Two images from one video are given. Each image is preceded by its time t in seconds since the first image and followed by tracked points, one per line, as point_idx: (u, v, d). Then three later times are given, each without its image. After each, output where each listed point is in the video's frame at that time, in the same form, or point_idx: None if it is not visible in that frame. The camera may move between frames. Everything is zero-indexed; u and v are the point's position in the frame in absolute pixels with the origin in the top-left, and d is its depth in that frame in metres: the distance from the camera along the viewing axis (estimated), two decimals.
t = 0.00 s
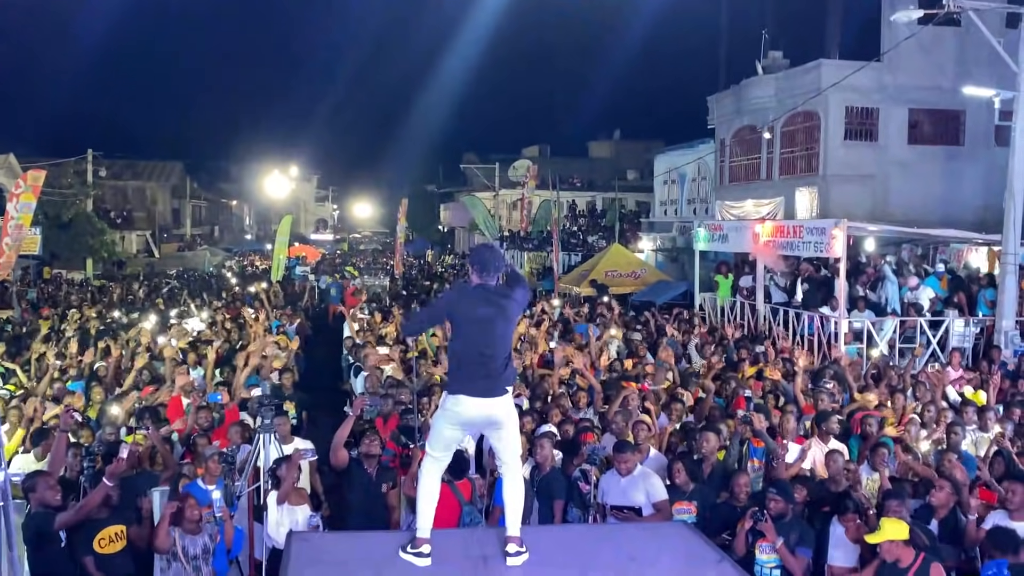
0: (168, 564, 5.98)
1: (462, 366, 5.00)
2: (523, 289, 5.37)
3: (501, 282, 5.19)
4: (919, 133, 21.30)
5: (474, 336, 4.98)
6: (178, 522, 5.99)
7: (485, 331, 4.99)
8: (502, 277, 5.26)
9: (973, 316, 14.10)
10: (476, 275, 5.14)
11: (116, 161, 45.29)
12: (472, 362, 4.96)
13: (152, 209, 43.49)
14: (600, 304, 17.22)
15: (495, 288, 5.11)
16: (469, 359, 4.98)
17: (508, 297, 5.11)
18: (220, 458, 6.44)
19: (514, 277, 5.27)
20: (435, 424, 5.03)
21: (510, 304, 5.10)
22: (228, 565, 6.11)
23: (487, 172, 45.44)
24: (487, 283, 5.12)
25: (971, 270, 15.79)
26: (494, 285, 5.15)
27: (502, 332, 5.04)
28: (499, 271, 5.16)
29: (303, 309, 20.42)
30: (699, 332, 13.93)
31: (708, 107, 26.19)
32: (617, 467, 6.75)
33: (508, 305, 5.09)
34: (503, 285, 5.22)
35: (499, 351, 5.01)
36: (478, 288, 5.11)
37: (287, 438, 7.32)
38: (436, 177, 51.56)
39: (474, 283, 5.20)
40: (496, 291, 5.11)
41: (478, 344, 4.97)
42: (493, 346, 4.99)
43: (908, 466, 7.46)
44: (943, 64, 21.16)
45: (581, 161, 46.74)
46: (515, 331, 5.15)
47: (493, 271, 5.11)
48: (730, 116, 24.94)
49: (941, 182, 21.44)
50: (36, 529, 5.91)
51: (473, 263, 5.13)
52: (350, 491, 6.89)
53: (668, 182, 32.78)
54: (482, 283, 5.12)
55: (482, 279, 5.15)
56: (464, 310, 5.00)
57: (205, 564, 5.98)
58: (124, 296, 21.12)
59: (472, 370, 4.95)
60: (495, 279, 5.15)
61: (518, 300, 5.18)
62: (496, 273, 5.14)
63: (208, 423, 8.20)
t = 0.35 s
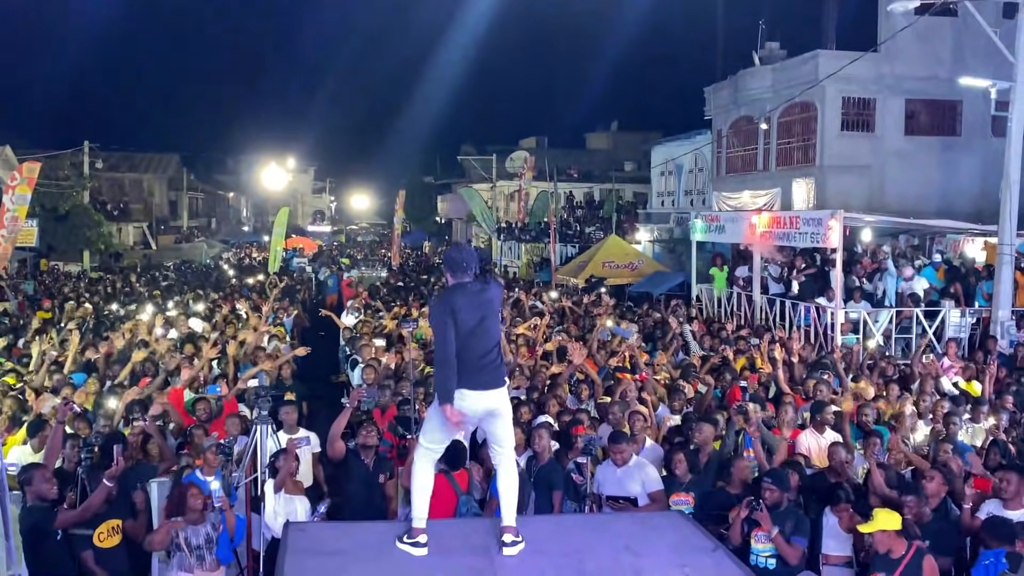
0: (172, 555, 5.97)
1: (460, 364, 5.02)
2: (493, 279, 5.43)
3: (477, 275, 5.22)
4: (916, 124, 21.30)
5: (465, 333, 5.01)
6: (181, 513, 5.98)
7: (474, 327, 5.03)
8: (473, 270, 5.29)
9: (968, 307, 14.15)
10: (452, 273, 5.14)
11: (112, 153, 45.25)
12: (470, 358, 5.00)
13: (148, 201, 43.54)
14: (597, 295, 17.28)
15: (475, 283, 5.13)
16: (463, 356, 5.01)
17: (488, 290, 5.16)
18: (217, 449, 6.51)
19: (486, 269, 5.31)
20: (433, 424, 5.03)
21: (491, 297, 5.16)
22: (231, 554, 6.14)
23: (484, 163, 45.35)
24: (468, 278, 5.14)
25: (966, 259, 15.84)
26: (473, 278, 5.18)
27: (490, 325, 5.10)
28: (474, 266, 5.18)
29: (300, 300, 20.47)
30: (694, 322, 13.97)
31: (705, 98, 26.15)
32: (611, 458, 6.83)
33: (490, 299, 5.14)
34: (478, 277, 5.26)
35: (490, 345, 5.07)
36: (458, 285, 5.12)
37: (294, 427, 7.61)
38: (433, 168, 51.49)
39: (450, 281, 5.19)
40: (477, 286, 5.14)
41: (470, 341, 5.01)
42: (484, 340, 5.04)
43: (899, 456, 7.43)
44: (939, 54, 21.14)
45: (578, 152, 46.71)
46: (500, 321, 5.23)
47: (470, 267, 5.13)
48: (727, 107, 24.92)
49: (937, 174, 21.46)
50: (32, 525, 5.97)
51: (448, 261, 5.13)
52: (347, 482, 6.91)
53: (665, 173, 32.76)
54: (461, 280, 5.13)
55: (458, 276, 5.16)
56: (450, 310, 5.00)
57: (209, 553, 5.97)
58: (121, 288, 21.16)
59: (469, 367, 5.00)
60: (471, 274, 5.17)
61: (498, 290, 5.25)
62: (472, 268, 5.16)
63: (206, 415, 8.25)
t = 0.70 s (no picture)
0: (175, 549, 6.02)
1: (457, 362, 5.12)
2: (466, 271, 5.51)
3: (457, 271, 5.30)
4: (916, 119, 21.29)
5: (457, 332, 5.11)
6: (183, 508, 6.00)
7: (465, 325, 5.13)
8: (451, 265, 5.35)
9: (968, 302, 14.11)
10: (434, 271, 5.16)
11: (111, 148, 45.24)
12: (465, 355, 5.13)
13: (148, 196, 43.55)
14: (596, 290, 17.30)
15: (458, 280, 5.21)
16: (455, 355, 5.12)
17: (470, 286, 5.25)
18: (218, 445, 6.45)
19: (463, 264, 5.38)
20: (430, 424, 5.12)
21: (474, 293, 5.26)
22: (233, 548, 6.11)
23: (484, 158, 45.33)
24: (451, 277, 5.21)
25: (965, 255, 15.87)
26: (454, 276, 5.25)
27: (476, 322, 5.21)
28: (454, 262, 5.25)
29: (300, 295, 20.48)
30: (694, 318, 13.98)
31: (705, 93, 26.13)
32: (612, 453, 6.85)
33: (474, 295, 5.24)
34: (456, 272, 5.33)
35: (480, 342, 5.21)
36: (442, 284, 5.17)
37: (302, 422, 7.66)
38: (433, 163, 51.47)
39: (430, 279, 5.22)
40: (461, 282, 5.22)
41: (463, 340, 5.12)
42: (475, 338, 5.17)
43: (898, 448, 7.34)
44: (939, 49, 21.14)
45: (578, 147, 46.68)
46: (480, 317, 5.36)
47: (453, 263, 5.18)
48: (727, 102, 24.91)
49: (937, 169, 21.47)
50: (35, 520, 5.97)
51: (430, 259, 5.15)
52: (347, 475, 6.94)
53: (665, 168, 32.75)
54: (444, 278, 5.17)
55: (440, 274, 5.19)
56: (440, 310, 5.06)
57: (210, 547, 5.98)
58: (121, 283, 21.16)
59: (464, 367, 5.12)
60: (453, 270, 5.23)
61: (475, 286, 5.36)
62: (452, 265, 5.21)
63: (205, 410, 8.32)
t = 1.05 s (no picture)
0: (178, 546, 6.07)
1: (447, 354, 5.06)
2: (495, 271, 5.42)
3: (478, 268, 5.24)
4: (920, 119, 21.26)
5: (458, 324, 5.05)
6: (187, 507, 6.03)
7: (466, 319, 5.06)
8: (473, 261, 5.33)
9: (972, 303, 14.16)
10: (454, 260, 5.19)
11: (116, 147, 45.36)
12: (455, 348, 5.04)
13: (152, 196, 43.67)
14: (600, 290, 17.30)
15: (471, 274, 5.16)
16: (444, 346, 5.06)
17: (483, 284, 5.15)
18: (222, 444, 6.49)
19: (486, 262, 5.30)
20: (423, 414, 5.11)
21: (486, 292, 5.15)
22: (236, 547, 6.13)
23: (487, 158, 45.32)
24: (463, 269, 5.17)
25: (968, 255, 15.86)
26: (469, 269, 5.20)
27: (480, 319, 5.11)
28: (474, 256, 5.22)
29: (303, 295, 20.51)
30: (697, 318, 13.98)
31: (709, 93, 26.09)
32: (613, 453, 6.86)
33: (484, 292, 5.13)
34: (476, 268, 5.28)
35: (481, 338, 5.11)
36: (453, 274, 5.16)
37: (308, 421, 7.69)
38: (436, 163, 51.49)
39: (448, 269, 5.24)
40: (474, 277, 5.17)
41: (463, 333, 5.05)
42: (475, 333, 5.08)
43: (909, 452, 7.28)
44: (943, 49, 21.10)
45: (581, 147, 46.69)
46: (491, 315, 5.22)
47: (471, 256, 5.19)
48: (730, 102, 24.88)
49: (940, 170, 21.43)
50: (42, 519, 5.99)
51: (449, 248, 5.19)
52: (350, 475, 6.97)
53: (668, 168, 32.71)
54: (460, 265, 5.17)
55: (459, 265, 5.20)
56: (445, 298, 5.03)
57: (213, 546, 6.02)
58: (124, 282, 21.21)
59: (459, 360, 5.04)
60: (470, 264, 5.22)
61: (494, 284, 5.24)
62: (471, 258, 5.22)
63: (209, 409, 8.32)
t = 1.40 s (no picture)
0: (182, 547, 6.05)
1: (461, 362, 5.10)
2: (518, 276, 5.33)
3: (500, 276, 5.16)
4: (929, 123, 21.20)
5: (471, 333, 5.05)
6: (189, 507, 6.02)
7: (479, 329, 5.06)
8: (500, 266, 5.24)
9: (980, 308, 14.11)
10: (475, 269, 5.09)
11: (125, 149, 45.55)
12: (467, 358, 5.06)
13: (161, 197, 43.87)
14: (607, 293, 17.29)
15: (488, 284, 5.09)
16: (457, 355, 5.10)
17: (500, 295, 5.09)
18: (230, 446, 6.48)
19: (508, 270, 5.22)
20: (436, 419, 5.15)
21: (503, 301, 5.10)
22: (239, 549, 6.17)
23: (495, 161, 45.35)
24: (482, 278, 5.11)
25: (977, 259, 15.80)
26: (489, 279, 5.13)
27: (495, 329, 5.09)
28: (497, 265, 5.11)
29: (311, 296, 20.56)
30: (704, 321, 13.97)
31: (717, 96, 26.05)
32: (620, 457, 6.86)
33: (501, 303, 5.09)
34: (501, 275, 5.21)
35: (496, 348, 5.09)
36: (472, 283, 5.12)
37: (316, 425, 7.72)
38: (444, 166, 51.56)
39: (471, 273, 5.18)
40: (494, 286, 5.10)
41: (476, 342, 5.05)
42: (489, 343, 5.07)
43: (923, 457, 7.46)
44: (953, 53, 21.04)
45: (590, 150, 46.69)
46: (508, 324, 5.17)
47: (494, 267, 5.05)
48: (739, 105, 24.84)
49: (949, 174, 21.36)
50: (48, 521, 6.00)
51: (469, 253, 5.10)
52: (356, 477, 6.98)
53: (677, 171, 32.66)
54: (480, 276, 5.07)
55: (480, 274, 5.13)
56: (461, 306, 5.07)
57: (217, 548, 6.03)
58: (133, 283, 21.30)
59: (470, 368, 5.06)
60: (495, 273, 5.12)
61: (513, 293, 5.16)
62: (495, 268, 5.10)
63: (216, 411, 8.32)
